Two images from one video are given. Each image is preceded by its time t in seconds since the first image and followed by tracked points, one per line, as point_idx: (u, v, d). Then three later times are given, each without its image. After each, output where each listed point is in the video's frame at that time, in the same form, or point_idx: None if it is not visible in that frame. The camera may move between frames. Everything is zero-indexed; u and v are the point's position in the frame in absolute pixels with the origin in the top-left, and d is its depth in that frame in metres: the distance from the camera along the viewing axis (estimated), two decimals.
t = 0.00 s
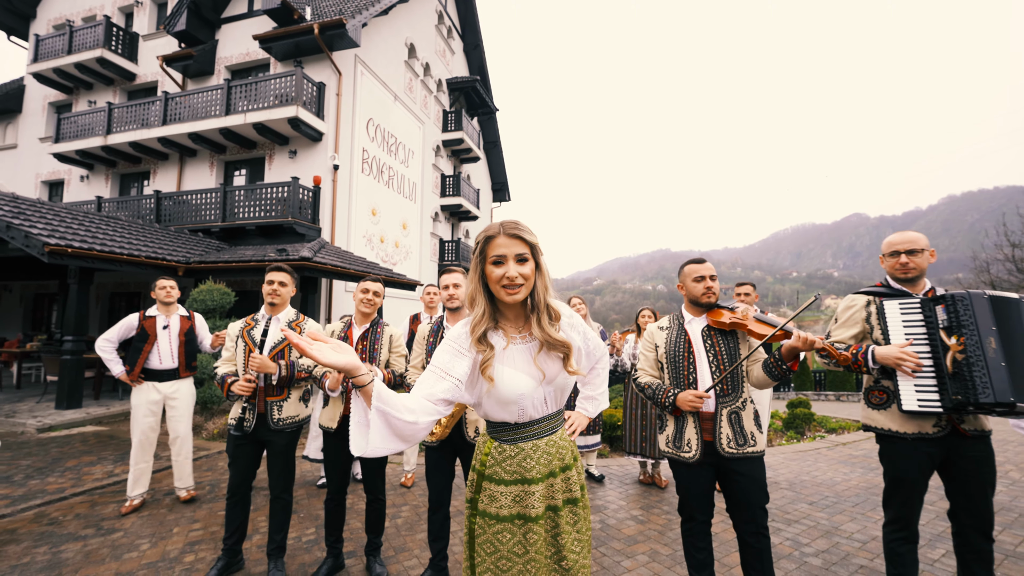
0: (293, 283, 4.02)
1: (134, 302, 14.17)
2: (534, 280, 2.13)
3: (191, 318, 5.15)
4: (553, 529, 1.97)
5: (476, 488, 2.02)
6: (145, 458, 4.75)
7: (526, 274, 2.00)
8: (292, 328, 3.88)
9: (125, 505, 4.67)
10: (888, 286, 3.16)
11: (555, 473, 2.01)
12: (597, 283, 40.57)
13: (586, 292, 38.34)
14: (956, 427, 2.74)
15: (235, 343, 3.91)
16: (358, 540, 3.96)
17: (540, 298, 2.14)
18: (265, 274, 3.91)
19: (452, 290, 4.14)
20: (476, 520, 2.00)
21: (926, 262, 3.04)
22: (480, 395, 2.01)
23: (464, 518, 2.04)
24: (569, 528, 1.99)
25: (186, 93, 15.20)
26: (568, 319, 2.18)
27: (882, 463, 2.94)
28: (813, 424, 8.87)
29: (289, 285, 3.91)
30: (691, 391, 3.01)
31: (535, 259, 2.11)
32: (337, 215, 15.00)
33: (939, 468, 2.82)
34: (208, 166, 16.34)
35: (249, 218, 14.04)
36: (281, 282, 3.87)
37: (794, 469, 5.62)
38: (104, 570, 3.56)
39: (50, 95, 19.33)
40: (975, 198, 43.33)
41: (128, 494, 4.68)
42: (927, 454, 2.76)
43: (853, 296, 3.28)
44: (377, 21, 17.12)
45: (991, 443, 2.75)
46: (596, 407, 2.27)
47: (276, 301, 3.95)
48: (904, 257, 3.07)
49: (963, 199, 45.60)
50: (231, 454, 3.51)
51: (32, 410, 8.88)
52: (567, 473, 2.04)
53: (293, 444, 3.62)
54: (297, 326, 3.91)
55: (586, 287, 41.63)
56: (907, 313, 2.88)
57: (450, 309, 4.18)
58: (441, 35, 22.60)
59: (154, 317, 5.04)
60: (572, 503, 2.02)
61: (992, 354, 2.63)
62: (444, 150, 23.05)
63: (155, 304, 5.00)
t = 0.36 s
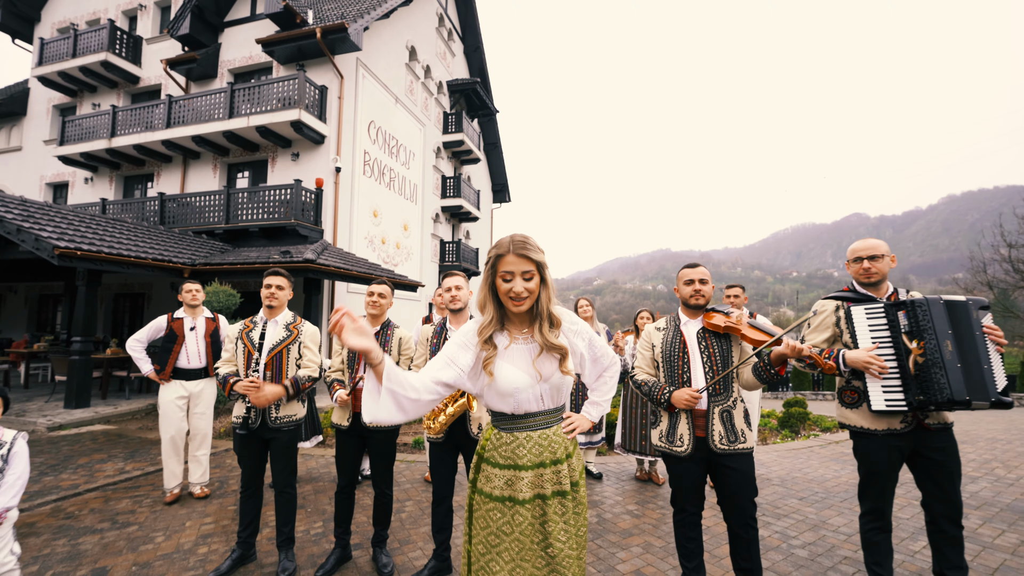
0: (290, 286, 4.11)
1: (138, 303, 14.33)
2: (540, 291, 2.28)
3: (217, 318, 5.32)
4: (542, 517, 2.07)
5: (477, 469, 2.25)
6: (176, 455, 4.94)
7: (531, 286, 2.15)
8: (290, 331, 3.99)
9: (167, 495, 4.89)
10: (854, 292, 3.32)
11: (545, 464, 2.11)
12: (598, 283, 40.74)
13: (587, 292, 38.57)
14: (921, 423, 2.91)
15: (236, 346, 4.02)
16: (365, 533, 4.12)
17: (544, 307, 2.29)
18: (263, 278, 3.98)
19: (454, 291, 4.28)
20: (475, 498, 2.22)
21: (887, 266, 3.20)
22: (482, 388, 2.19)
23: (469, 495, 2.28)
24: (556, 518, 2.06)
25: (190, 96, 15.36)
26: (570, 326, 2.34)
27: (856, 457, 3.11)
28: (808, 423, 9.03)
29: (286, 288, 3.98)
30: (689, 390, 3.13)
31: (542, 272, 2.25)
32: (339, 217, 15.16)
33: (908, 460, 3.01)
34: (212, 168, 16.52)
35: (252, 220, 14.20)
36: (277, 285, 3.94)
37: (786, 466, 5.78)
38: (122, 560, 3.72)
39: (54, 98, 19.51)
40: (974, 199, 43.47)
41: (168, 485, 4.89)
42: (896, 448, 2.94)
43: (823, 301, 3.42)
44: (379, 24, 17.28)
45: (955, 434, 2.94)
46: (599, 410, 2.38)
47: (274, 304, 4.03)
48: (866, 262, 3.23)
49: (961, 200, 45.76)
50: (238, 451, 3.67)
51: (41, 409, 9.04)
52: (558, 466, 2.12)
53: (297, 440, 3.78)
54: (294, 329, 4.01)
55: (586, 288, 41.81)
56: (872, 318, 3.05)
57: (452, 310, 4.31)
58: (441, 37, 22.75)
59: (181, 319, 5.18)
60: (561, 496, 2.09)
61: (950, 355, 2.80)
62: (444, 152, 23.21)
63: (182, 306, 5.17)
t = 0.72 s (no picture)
0: (285, 289, 4.18)
1: (143, 303, 14.52)
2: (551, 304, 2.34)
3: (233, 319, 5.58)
4: (523, 502, 2.21)
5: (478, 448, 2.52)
6: (195, 448, 5.12)
7: (538, 301, 2.23)
8: (285, 331, 3.99)
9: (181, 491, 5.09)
10: (833, 295, 3.49)
11: (530, 452, 2.25)
12: (599, 284, 40.94)
13: (588, 292, 38.77)
14: (892, 419, 3.07)
15: (234, 346, 4.06)
16: (370, 526, 4.29)
17: (555, 318, 2.35)
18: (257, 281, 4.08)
19: (458, 293, 4.40)
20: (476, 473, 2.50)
21: (862, 271, 3.36)
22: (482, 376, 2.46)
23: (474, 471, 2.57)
24: (535, 504, 2.19)
25: (194, 100, 15.54)
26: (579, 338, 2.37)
27: (835, 451, 3.27)
28: (804, 422, 9.17)
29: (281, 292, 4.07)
30: (690, 387, 3.31)
31: (554, 288, 2.30)
32: (341, 218, 15.32)
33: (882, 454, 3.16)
34: (215, 170, 16.70)
35: (256, 222, 14.37)
36: (273, 289, 4.03)
37: (779, 464, 5.93)
38: (138, 551, 3.88)
39: (59, 101, 19.72)
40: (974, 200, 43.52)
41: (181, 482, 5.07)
42: (871, 442, 3.10)
43: (803, 306, 3.60)
44: (380, 27, 17.43)
45: (925, 429, 3.11)
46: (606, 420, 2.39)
47: (270, 306, 4.10)
48: (841, 267, 3.40)
49: (962, 200, 45.80)
50: (241, 447, 3.79)
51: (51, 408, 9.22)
52: (542, 457, 2.24)
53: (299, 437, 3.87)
54: (290, 329, 4.01)
55: (587, 288, 42.00)
56: (847, 320, 3.22)
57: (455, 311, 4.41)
58: (442, 39, 22.92)
59: (199, 320, 5.46)
60: (543, 484, 2.21)
61: (916, 356, 2.99)
62: (445, 153, 23.38)
63: (201, 307, 5.42)
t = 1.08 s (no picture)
0: (294, 292, 4.37)
1: (151, 304, 14.78)
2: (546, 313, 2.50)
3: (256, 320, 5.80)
4: (521, 491, 2.40)
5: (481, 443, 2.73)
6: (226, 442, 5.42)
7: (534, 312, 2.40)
8: (295, 331, 4.18)
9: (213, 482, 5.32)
10: (829, 298, 3.67)
11: (525, 446, 2.43)
12: (602, 284, 41.10)
13: (591, 292, 38.92)
14: (874, 414, 3.27)
15: (246, 347, 4.21)
16: (378, 517, 4.48)
17: (550, 326, 2.53)
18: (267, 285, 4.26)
19: (464, 296, 4.59)
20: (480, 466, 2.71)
21: (856, 275, 3.53)
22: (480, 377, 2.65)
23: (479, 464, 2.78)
24: (531, 492, 2.37)
25: (201, 103, 15.78)
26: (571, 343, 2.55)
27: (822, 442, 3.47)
28: (801, 421, 9.32)
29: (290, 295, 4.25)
30: (694, 386, 3.48)
31: (549, 300, 2.47)
32: (346, 220, 15.54)
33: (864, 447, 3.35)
34: (222, 173, 16.97)
35: (262, 224, 14.60)
36: (283, 292, 4.23)
37: (774, 460, 6.10)
38: (159, 540, 4.09)
39: (69, 104, 20.03)
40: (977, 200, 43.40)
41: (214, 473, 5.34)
42: (853, 434, 3.29)
43: (800, 306, 3.76)
44: (384, 31, 17.64)
45: (908, 425, 3.26)
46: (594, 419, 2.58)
47: (280, 309, 4.28)
48: (836, 271, 3.57)
49: (966, 200, 45.68)
50: (254, 442, 3.98)
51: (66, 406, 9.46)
52: (537, 449, 2.41)
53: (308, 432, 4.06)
54: (300, 329, 4.20)
55: (590, 288, 42.15)
56: (838, 321, 3.37)
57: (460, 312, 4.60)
58: (445, 42, 23.12)
59: (224, 321, 5.66)
60: (537, 475, 2.38)
61: (898, 356, 3.16)
62: (448, 155, 23.58)
63: (227, 308, 5.61)
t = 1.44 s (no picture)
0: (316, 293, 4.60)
1: (164, 304, 15.13)
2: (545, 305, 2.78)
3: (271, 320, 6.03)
4: (525, 474, 2.59)
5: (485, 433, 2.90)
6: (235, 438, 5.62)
7: (537, 301, 2.70)
8: (316, 330, 4.43)
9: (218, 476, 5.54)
10: (835, 298, 3.80)
11: (528, 433, 2.62)
12: (608, 284, 41.16)
13: (597, 292, 39.00)
14: (871, 409, 3.42)
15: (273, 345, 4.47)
16: (389, 508, 4.70)
17: (549, 319, 2.79)
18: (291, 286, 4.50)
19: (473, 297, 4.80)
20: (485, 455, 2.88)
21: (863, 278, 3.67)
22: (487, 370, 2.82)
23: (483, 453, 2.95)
24: (534, 476, 2.56)
25: (213, 108, 16.11)
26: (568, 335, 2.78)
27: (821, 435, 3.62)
28: (803, 420, 9.43)
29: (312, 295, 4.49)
30: (695, 382, 3.64)
31: (548, 293, 2.79)
32: (354, 222, 15.80)
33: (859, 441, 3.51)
34: (233, 175, 17.30)
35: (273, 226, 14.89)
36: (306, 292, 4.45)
37: (773, 457, 6.24)
38: (184, 528, 4.33)
39: (83, 109, 20.46)
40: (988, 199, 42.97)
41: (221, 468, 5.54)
42: (849, 428, 3.44)
43: (807, 306, 3.91)
44: (392, 34, 17.88)
45: (904, 420, 3.42)
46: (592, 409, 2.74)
47: (303, 309, 4.52)
48: (846, 273, 3.71)
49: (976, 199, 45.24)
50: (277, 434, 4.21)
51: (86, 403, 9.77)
52: (539, 436, 2.60)
53: (326, 426, 4.27)
54: (321, 329, 4.44)
55: (596, 287, 42.24)
56: (841, 320, 3.50)
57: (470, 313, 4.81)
58: (451, 44, 23.34)
59: (240, 321, 5.89)
60: (540, 460, 2.57)
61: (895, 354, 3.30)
62: (455, 157, 23.81)
63: (242, 309, 5.84)
